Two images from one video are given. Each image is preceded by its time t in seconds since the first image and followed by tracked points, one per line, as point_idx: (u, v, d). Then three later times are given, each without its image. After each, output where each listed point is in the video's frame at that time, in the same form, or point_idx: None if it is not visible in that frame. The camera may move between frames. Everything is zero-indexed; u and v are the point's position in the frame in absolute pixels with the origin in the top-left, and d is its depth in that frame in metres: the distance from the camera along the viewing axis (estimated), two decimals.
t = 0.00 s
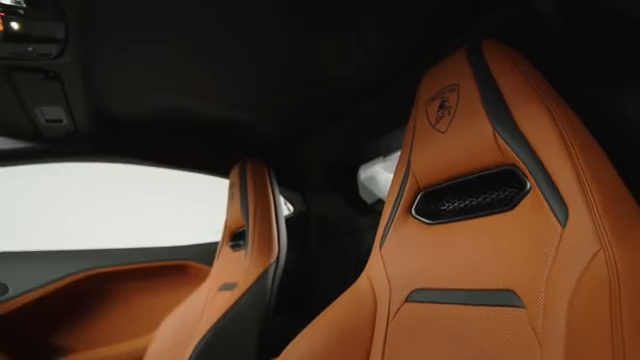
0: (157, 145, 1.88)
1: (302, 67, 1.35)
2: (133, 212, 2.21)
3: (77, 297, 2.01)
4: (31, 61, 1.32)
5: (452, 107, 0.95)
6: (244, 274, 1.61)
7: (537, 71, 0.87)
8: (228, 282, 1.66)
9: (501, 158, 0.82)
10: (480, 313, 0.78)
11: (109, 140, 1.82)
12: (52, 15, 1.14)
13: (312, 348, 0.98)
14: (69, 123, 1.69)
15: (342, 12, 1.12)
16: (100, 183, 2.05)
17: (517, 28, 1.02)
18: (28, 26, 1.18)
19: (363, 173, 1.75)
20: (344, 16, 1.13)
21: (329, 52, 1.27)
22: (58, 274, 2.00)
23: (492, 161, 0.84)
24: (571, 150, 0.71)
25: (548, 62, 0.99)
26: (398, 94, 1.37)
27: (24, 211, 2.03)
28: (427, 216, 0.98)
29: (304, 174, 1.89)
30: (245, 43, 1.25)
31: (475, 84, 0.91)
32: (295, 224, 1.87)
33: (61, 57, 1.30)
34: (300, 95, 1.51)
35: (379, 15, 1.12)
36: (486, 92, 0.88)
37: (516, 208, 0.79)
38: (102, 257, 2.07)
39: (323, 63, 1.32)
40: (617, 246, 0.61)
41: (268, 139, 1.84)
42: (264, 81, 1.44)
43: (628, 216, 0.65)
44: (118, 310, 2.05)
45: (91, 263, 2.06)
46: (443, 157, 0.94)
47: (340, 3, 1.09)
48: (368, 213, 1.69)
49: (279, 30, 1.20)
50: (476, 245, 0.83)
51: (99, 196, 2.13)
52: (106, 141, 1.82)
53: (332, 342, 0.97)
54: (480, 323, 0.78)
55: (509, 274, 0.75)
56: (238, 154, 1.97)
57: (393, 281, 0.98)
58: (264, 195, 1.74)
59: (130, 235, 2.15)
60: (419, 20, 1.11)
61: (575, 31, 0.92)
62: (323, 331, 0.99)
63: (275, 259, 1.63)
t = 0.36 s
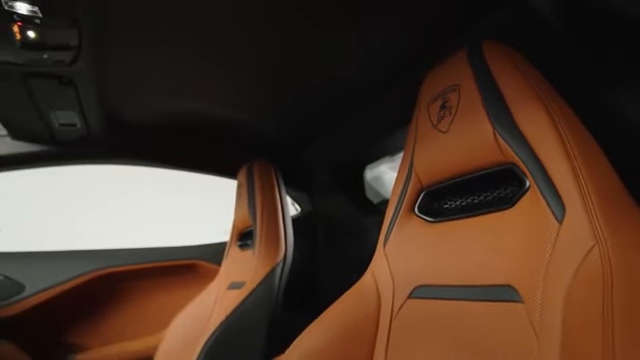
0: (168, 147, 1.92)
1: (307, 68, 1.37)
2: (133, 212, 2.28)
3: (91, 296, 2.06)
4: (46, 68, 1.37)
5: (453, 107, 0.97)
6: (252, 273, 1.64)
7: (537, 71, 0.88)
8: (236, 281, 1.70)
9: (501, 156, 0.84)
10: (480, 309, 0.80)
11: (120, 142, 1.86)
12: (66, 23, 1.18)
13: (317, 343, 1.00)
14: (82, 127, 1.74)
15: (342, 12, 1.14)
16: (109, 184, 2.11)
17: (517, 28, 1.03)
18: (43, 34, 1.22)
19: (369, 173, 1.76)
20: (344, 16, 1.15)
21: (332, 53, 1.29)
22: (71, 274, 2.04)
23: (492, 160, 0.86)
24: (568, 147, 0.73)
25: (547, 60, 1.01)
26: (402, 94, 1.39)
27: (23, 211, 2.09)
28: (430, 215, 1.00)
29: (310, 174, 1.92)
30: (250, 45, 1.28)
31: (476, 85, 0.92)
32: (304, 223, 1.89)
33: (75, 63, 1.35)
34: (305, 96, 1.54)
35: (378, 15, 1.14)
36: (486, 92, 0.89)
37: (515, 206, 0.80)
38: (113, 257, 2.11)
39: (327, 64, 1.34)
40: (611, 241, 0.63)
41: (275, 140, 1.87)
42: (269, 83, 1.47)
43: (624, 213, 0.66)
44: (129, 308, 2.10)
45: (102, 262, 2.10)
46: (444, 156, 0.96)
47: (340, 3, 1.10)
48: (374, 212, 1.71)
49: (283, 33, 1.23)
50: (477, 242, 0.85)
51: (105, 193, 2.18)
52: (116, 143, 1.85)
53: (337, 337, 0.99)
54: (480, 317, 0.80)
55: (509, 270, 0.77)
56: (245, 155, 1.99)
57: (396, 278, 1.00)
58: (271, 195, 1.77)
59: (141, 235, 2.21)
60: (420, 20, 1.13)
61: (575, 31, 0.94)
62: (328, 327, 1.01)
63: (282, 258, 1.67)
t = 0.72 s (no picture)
0: (177, 147, 1.97)
1: (310, 69, 1.40)
2: (126, 211, 2.30)
3: (104, 293, 2.12)
4: (61, 73, 1.42)
5: (453, 107, 0.99)
6: (260, 270, 1.68)
7: (537, 72, 0.90)
8: (244, 279, 1.74)
9: (500, 155, 0.86)
10: (480, 304, 0.82)
11: (131, 144, 1.91)
12: (79, 30, 1.23)
13: (322, 339, 1.03)
14: (94, 129, 1.79)
15: (342, 12, 1.16)
16: (122, 184, 2.15)
17: (516, 26, 1.05)
18: (58, 41, 1.27)
19: (375, 172, 1.77)
20: (344, 16, 1.17)
21: (335, 54, 1.32)
22: (85, 272, 2.10)
23: (492, 158, 0.88)
24: (565, 145, 0.74)
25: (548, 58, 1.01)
26: (406, 95, 1.41)
27: (26, 209, 2.13)
28: (432, 213, 1.02)
29: (316, 173, 1.94)
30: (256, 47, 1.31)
31: (475, 85, 0.94)
32: (314, 226, 1.93)
33: (88, 68, 1.40)
34: (309, 97, 1.56)
35: (379, 15, 1.16)
36: (486, 92, 0.91)
37: (515, 203, 0.82)
38: (123, 256, 2.16)
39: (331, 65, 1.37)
40: (605, 236, 0.64)
41: (281, 140, 1.90)
42: (275, 84, 1.51)
43: (619, 210, 0.67)
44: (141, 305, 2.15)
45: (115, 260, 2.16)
46: (445, 155, 0.98)
47: (340, 3, 1.13)
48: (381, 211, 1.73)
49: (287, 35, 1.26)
50: (478, 239, 0.87)
51: (118, 191, 2.21)
52: (128, 144, 1.91)
53: (342, 333, 1.02)
54: (480, 313, 0.82)
55: (508, 266, 0.79)
56: (253, 155, 2.02)
57: (400, 275, 1.02)
58: (278, 195, 1.81)
59: (151, 235, 2.25)
60: (420, 20, 1.15)
61: (575, 31, 0.95)
62: (334, 323, 1.03)
63: (289, 256, 1.70)
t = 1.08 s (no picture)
0: (185, 148, 2.02)
1: (314, 70, 1.43)
2: (113, 213, 2.32)
3: (117, 291, 2.18)
4: (74, 78, 1.48)
5: (454, 106, 1.01)
6: (267, 268, 1.72)
7: (536, 71, 0.91)
8: (251, 277, 1.78)
9: (499, 153, 0.88)
10: (478, 300, 0.84)
11: (141, 145, 1.97)
12: (92, 36, 1.28)
13: (327, 333, 1.06)
14: (105, 131, 1.85)
15: (342, 12, 1.17)
16: (130, 185, 2.19)
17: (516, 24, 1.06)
18: (72, 48, 1.32)
19: (380, 171, 1.78)
20: (344, 16, 1.18)
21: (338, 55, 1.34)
22: (96, 270, 2.15)
23: (492, 157, 0.89)
24: (562, 144, 0.76)
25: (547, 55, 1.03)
26: (409, 94, 1.43)
27: (23, 211, 2.12)
28: (434, 211, 1.04)
29: (322, 172, 1.97)
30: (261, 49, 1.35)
31: (475, 85, 0.96)
32: (319, 222, 1.96)
33: (100, 72, 1.45)
34: (314, 96, 1.59)
35: (379, 15, 1.17)
36: (485, 92, 0.93)
37: (513, 201, 0.84)
38: (134, 255, 2.22)
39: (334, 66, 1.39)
40: (599, 232, 0.66)
41: (287, 140, 1.94)
42: (280, 85, 1.54)
43: (615, 207, 0.69)
44: (152, 303, 2.20)
45: (125, 260, 2.20)
46: (446, 154, 1.00)
47: (340, 3, 1.14)
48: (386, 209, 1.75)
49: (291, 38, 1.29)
50: (478, 236, 0.89)
51: (127, 191, 2.22)
52: (138, 145, 1.97)
53: (346, 327, 1.05)
54: (479, 307, 0.84)
55: (506, 261, 0.80)
56: (260, 156, 2.07)
57: (402, 271, 1.05)
58: (284, 195, 1.84)
59: (160, 234, 2.32)
60: (421, 20, 1.17)
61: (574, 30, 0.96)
62: (338, 318, 1.07)
63: (295, 254, 1.73)
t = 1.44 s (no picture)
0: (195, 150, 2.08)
1: (318, 71, 1.46)
2: (133, 212, 2.35)
3: (129, 288, 2.23)
4: (87, 83, 1.53)
5: (454, 106, 1.03)
6: (274, 267, 1.76)
7: (534, 72, 0.93)
8: (258, 274, 1.82)
9: (497, 152, 0.90)
10: (477, 295, 0.86)
11: (149, 146, 2.02)
12: (104, 42, 1.33)
13: (332, 328, 1.08)
14: (118, 134, 1.91)
15: (343, 13, 1.20)
16: (141, 186, 2.25)
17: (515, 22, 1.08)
18: (85, 54, 1.38)
19: (386, 170, 1.81)
20: (345, 17, 1.21)
21: (342, 56, 1.37)
22: (109, 268, 2.22)
23: (491, 155, 0.91)
24: (557, 143, 0.78)
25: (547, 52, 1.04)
26: (412, 94, 1.45)
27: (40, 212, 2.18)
28: (435, 208, 1.06)
29: (328, 172, 2.01)
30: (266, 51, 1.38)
31: (474, 85, 0.98)
32: (327, 221, 1.98)
33: (111, 77, 1.50)
34: (318, 97, 1.62)
35: (379, 16, 1.20)
36: (484, 92, 0.95)
37: (511, 198, 0.86)
38: (146, 253, 2.28)
39: (337, 66, 1.42)
40: (590, 229, 0.68)
41: (293, 141, 1.98)
42: (285, 86, 1.57)
43: (607, 204, 0.71)
44: (164, 300, 2.26)
45: (136, 258, 2.26)
46: (446, 153, 1.02)
47: (340, 3, 1.17)
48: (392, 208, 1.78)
49: (295, 40, 1.32)
50: (477, 232, 0.91)
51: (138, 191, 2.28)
52: (147, 146, 2.02)
53: (350, 322, 1.08)
54: (478, 302, 0.86)
55: (504, 257, 0.82)
56: (267, 155, 2.11)
57: (405, 267, 1.07)
58: (291, 194, 1.88)
59: (170, 233, 2.35)
60: (421, 19, 1.19)
61: (574, 30, 0.98)
62: (342, 314, 1.09)
63: (302, 252, 1.78)
